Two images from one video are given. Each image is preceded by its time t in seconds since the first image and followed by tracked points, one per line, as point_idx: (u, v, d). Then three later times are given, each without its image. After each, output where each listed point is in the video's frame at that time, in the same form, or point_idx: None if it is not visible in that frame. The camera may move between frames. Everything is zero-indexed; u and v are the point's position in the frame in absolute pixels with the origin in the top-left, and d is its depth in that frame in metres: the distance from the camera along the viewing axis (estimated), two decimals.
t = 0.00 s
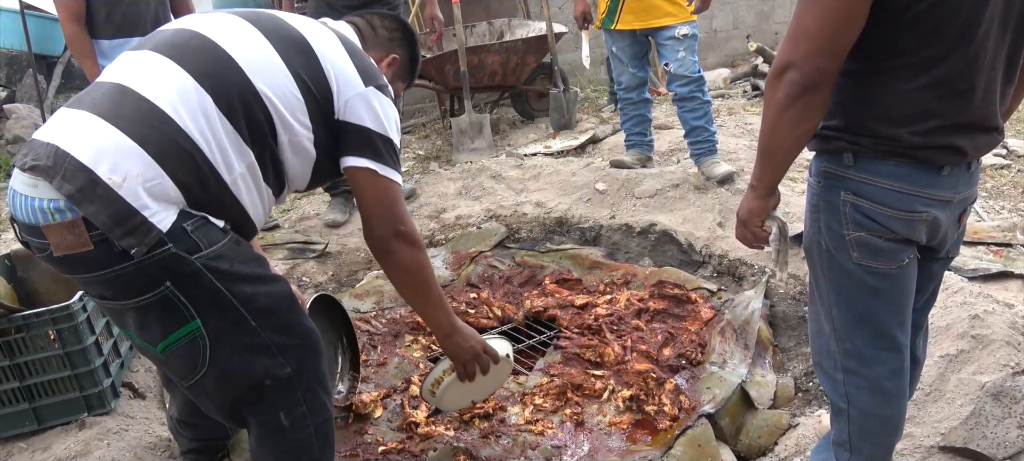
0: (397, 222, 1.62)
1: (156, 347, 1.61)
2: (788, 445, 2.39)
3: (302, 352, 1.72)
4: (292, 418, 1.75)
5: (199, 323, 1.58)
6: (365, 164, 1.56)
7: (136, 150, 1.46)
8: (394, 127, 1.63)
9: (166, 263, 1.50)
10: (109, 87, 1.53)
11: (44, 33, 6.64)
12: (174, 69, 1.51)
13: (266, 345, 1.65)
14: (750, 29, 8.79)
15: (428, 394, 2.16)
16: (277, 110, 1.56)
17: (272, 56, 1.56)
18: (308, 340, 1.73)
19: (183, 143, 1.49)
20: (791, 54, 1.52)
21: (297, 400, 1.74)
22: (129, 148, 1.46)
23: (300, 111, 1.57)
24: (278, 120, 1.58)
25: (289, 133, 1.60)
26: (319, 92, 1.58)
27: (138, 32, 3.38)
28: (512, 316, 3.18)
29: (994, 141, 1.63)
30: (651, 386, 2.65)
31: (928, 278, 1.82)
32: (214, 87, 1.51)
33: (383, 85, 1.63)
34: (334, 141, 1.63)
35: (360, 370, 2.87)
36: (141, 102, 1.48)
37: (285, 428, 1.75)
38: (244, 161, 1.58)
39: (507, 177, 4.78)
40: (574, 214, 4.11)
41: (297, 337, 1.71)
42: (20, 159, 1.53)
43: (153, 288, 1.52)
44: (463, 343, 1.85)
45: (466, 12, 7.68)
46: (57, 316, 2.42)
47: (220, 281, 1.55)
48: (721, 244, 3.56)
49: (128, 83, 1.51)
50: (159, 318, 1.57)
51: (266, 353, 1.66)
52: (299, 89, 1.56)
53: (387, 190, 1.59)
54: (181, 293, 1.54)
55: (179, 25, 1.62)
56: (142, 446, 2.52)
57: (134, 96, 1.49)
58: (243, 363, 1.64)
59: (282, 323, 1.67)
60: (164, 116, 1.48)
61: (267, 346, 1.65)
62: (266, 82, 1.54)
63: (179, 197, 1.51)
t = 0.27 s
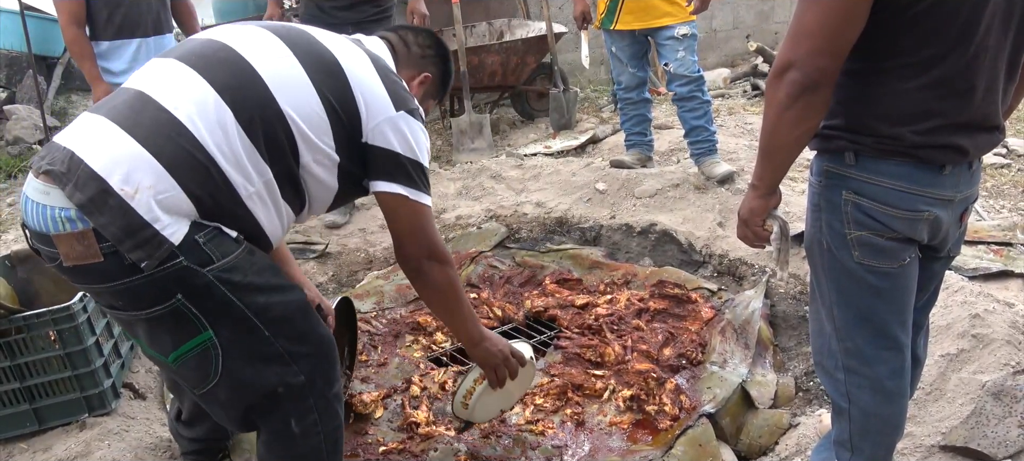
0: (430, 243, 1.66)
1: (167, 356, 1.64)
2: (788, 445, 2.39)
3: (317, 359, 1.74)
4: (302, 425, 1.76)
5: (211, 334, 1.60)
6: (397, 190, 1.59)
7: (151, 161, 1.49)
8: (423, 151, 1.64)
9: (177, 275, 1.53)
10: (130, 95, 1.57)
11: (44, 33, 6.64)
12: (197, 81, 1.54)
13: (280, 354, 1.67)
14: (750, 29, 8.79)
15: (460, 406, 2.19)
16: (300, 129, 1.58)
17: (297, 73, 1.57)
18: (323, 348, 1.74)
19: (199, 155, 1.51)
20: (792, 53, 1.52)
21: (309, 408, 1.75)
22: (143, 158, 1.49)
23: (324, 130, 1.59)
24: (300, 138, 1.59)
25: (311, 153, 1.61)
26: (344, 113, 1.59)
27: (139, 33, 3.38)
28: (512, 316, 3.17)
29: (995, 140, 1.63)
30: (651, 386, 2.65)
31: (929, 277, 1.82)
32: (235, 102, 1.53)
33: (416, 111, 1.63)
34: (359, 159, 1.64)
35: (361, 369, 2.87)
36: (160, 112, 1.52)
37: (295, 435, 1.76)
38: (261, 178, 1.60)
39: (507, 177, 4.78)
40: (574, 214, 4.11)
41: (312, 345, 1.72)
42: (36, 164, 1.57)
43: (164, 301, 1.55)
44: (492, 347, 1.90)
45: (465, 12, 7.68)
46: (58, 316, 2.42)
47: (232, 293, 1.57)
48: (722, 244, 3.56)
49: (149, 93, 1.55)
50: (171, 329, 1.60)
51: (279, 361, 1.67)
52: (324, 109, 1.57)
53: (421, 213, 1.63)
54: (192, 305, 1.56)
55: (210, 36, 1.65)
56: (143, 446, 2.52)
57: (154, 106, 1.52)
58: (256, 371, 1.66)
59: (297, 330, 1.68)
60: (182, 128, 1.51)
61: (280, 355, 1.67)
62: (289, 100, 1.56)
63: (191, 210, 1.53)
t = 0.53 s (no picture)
0: (449, 255, 1.67)
1: (173, 354, 1.65)
2: (789, 445, 2.39)
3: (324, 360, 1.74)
4: (306, 426, 1.76)
5: (216, 333, 1.61)
6: (414, 206, 1.59)
7: (159, 164, 1.49)
8: (442, 167, 1.64)
9: (181, 278, 1.53)
10: (145, 96, 1.58)
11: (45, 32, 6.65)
12: (211, 87, 1.54)
13: (286, 355, 1.67)
14: (750, 29, 8.79)
15: (477, 416, 2.18)
16: (312, 140, 1.58)
17: (313, 83, 1.57)
18: (332, 348, 1.75)
19: (208, 161, 1.52)
20: (793, 53, 1.52)
21: (313, 408, 1.75)
22: (152, 161, 1.49)
23: (336, 141, 1.59)
24: (312, 148, 1.59)
25: (323, 164, 1.61)
26: (359, 126, 1.58)
27: (139, 33, 3.38)
28: (512, 316, 3.17)
29: (997, 141, 1.63)
30: (652, 386, 2.65)
31: (930, 277, 1.82)
32: (248, 110, 1.53)
33: (432, 127, 1.62)
34: (372, 171, 1.64)
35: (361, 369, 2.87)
36: (172, 116, 1.52)
37: (298, 435, 1.76)
38: (271, 187, 1.60)
39: (507, 177, 4.78)
40: (574, 214, 4.11)
41: (318, 346, 1.72)
42: (50, 160, 1.60)
43: (169, 302, 1.56)
44: (509, 354, 1.91)
45: (466, 12, 7.68)
46: (58, 316, 2.42)
47: (237, 296, 1.57)
48: (722, 244, 3.56)
49: (164, 95, 1.56)
50: (176, 328, 1.60)
51: (284, 362, 1.68)
52: (338, 121, 1.57)
53: (439, 228, 1.63)
54: (196, 307, 1.56)
55: (229, 41, 1.65)
56: (143, 446, 2.52)
57: (166, 109, 1.53)
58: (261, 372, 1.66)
59: (302, 333, 1.68)
60: (192, 132, 1.51)
61: (285, 355, 1.67)
62: (303, 110, 1.56)
63: (196, 214, 1.53)
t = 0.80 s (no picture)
0: (459, 264, 1.66)
1: (174, 350, 1.65)
2: (788, 445, 2.40)
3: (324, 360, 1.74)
4: (307, 424, 1.76)
5: (216, 330, 1.60)
6: (421, 216, 1.58)
7: (165, 162, 1.50)
8: (450, 177, 1.62)
9: (183, 274, 1.53)
10: (156, 94, 1.59)
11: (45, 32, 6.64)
12: (221, 88, 1.54)
13: (287, 353, 1.67)
14: (750, 29, 8.79)
15: (488, 423, 2.18)
16: (319, 146, 1.57)
17: (323, 89, 1.57)
18: (331, 346, 1.75)
19: (214, 161, 1.52)
20: (794, 54, 1.52)
21: (314, 407, 1.75)
22: (158, 159, 1.50)
23: (343, 147, 1.58)
24: (319, 154, 1.58)
25: (329, 170, 1.61)
26: (367, 134, 1.58)
27: (140, 32, 3.37)
28: (512, 316, 3.16)
29: (998, 140, 1.63)
30: (651, 386, 2.65)
31: (929, 277, 1.82)
32: (256, 112, 1.53)
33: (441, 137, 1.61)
34: (379, 178, 1.64)
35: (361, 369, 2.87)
36: (181, 114, 1.53)
37: (298, 433, 1.76)
38: (276, 190, 1.59)
39: (507, 177, 4.78)
40: (574, 213, 4.11)
41: (319, 344, 1.72)
42: (58, 153, 1.60)
43: (171, 298, 1.56)
44: (516, 360, 1.91)
45: (466, 12, 7.68)
46: (58, 315, 2.42)
47: (239, 293, 1.57)
48: (722, 243, 3.56)
49: (173, 93, 1.56)
50: (177, 325, 1.60)
51: (285, 360, 1.68)
52: (346, 127, 1.57)
53: (448, 238, 1.62)
54: (198, 303, 1.57)
55: (243, 43, 1.66)
56: (143, 445, 2.52)
57: (175, 108, 1.54)
58: (262, 370, 1.66)
59: (304, 332, 1.68)
60: (199, 131, 1.51)
61: (286, 353, 1.67)
62: (311, 115, 1.56)
63: (200, 212, 1.53)
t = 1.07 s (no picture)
0: (459, 265, 1.65)
1: (176, 347, 1.64)
2: (788, 444, 2.40)
3: (326, 358, 1.74)
4: (307, 422, 1.76)
5: (219, 327, 1.60)
6: (422, 214, 1.57)
7: (169, 159, 1.50)
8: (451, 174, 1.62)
9: (186, 271, 1.53)
10: (159, 92, 1.59)
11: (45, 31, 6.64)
12: (225, 85, 1.54)
13: (288, 351, 1.67)
14: (749, 29, 8.79)
15: (484, 424, 2.16)
16: (323, 143, 1.57)
17: (326, 86, 1.57)
18: (331, 345, 1.75)
19: (218, 158, 1.51)
20: (795, 54, 1.52)
21: (314, 405, 1.75)
22: (162, 156, 1.50)
23: (347, 144, 1.58)
24: (322, 151, 1.58)
25: (333, 168, 1.61)
26: (370, 131, 1.57)
27: (139, 32, 3.37)
28: (512, 315, 3.16)
29: (997, 140, 1.63)
30: (651, 385, 2.65)
31: (929, 277, 1.82)
32: (259, 109, 1.53)
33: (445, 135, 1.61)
34: (383, 176, 1.63)
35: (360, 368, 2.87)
36: (184, 111, 1.53)
37: (299, 431, 1.76)
38: (279, 188, 1.59)
39: (506, 176, 4.78)
40: (574, 213, 4.11)
41: (320, 342, 1.72)
42: (62, 150, 1.61)
43: (174, 295, 1.56)
44: (516, 362, 1.91)
45: (466, 11, 7.68)
46: (58, 314, 2.42)
47: (242, 290, 1.57)
48: (721, 243, 3.56)
49: (177, 90, 1.56)
50: (180, 322, 1.60)
51: (286, 359, 1.68)
52: (350, 124, 1.56)
53: (449, 239, 1.61)
54: (201, 299, 1.56)
55: (247, 42, 1.66)
56: (142, 444, 2.52)
57: (179, 105, 1.54)
58: (263, 368, 1.66)
59: (305, 329, 1.68)
60: (203, 128, 1.51)
61: (287, 351, 1.67)
62: (315, 112, 1.55)
63: (203, 210, 1.53)
